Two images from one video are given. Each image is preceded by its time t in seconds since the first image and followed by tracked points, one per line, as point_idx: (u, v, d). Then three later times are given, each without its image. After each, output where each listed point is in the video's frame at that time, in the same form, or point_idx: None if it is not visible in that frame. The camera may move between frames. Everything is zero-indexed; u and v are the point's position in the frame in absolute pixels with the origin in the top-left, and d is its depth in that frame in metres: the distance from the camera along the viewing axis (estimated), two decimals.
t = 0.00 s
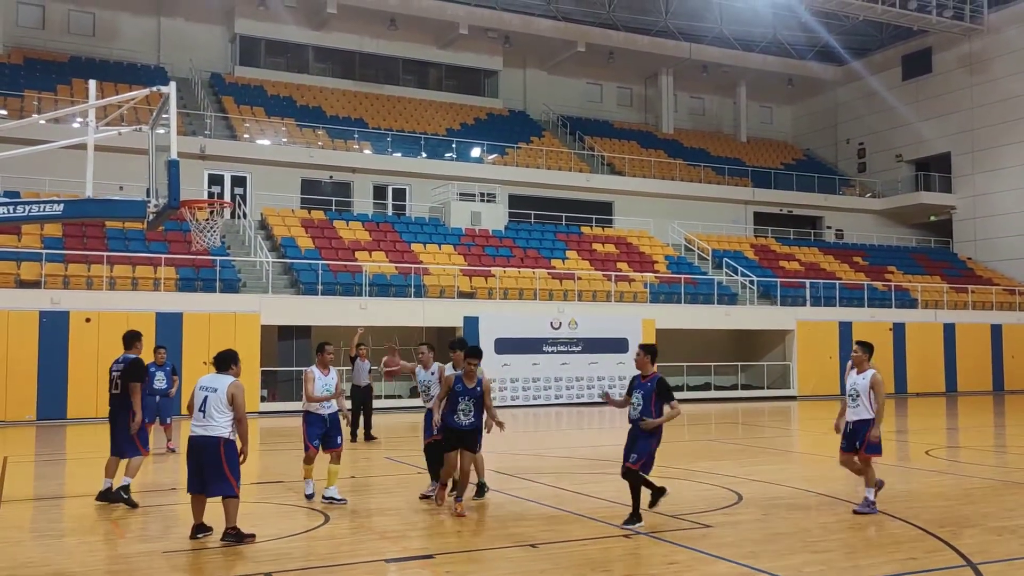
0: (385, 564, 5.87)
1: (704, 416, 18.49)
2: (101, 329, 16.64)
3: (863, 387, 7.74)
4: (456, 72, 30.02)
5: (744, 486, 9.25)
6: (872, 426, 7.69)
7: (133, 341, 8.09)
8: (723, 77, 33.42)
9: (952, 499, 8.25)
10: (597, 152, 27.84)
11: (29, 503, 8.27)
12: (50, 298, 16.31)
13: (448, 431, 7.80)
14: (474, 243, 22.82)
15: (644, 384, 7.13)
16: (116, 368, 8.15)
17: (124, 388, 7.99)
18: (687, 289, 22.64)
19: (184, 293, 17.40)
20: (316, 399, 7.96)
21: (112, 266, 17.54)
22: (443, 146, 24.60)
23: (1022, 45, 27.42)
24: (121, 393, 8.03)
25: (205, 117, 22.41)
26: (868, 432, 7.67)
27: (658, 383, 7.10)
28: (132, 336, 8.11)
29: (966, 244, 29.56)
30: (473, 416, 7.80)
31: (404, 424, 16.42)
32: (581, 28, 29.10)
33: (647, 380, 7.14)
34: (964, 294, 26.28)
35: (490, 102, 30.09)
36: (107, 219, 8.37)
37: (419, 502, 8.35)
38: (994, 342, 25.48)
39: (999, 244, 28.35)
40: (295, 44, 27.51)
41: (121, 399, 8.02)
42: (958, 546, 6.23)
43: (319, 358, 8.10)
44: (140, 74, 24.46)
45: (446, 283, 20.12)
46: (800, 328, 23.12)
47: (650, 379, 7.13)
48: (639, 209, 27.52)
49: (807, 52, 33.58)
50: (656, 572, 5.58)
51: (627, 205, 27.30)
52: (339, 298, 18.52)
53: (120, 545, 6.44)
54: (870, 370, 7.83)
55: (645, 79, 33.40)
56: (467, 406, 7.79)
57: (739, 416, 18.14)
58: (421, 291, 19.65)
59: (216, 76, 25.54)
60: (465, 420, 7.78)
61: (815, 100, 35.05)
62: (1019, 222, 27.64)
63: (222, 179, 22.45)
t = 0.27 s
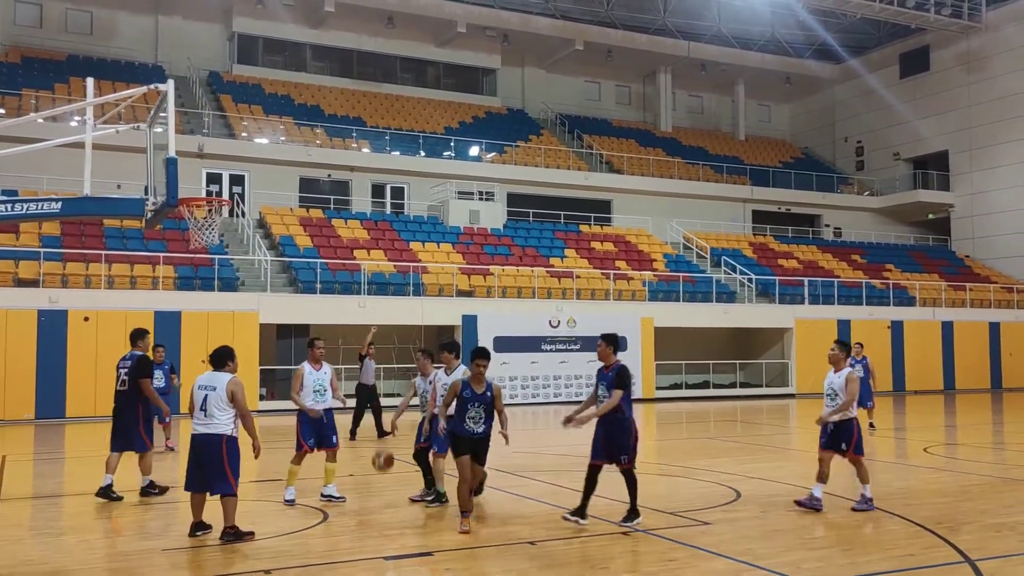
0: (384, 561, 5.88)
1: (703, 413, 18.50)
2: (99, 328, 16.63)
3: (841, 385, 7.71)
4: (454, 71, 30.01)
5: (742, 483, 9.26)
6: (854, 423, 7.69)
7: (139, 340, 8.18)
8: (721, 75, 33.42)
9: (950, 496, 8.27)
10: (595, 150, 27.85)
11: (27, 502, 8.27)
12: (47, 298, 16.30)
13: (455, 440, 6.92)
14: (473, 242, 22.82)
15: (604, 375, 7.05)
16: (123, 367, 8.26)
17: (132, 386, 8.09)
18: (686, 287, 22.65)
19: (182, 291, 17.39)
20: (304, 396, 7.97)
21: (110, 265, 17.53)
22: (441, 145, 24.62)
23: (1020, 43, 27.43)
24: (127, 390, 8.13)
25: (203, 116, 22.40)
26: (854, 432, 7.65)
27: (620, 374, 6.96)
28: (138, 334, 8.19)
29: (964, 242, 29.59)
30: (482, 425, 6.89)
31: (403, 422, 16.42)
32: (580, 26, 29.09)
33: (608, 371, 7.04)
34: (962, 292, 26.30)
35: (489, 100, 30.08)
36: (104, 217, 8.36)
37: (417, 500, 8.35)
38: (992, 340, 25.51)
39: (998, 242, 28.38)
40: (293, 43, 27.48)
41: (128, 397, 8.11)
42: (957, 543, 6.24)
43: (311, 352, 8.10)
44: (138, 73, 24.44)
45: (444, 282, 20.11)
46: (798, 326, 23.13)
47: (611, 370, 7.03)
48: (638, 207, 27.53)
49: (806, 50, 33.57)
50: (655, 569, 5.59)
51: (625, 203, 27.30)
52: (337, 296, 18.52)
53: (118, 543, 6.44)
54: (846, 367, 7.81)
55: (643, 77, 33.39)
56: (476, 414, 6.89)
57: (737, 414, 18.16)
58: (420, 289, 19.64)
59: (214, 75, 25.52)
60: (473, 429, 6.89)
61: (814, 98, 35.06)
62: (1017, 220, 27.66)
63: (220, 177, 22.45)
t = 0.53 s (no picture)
0: (381, 553, 5.90)
1: (699, 405, 18.55)
2: (94, 322, 16.60)
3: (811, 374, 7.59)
4: (450, 63, 29.95)
5: (738, 473, 9.29)
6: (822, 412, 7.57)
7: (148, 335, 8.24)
8: (716, 67, 33.41)
9: (945, 486, 8.31)
10: (591, 142, 27.84)
11: (24, 496, 8.27)
12: (42, 292, 16.25)
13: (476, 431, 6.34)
14: (469, 234, 22.81)
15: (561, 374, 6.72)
16: (134, 362, 8.21)
17: (146, 381, 8.13)
18: (681, 279, 22.68)
19: (178, 285, 17.36)
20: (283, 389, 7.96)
21: (105, 259, 17.49)
22: (437, 137, 24.60)
23: (1015, 34, 27.45)
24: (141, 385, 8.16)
25: (198, 109, 22.34)
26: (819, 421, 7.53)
27: (579, 374, 6.60)
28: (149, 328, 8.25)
29: (959, 233, 29.66)
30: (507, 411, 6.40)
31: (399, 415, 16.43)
32: (575, 18, 29.02)
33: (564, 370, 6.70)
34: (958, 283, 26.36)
35: (484, 93, 30.04)
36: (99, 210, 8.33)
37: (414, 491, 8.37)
38: (987, 330, 25.58)
39: (992, 233, 28.44)
40: (287, 35, 27.39)
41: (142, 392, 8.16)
42: (952, 532, 6.27)
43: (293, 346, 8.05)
44: (132, 66, 24.34)
45: (440, 274, 20.11)
46: (794, 317, 23.18)
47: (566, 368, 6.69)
48: (633, 199, 27.53)
49: (801, 42, 33.55)
50: (651, 559, 5.61)
51: (621, 195, 27.29)
52: (333, 289, 18.51)
53: (115, 536, 6.44)
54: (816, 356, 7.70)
55: (638, 69, 33.35)
56: (500, 400, 6.36)
57: (733, 405, 18.20)
58: (415, 282, 19.63)
59: (208, 68, 25.43)
60: (496, 418, 6.34)
61: (809, 90, 35.05)
62: (1012, 211, 27.71)
63: (215, 170, 22.39)
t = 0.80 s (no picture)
0: (382, 544, 5.93)
1: (698, 394, 18.58)
2: (93, 316, 16.61)
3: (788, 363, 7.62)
4: (447, 54, 29.87)
5: (737, 462, 9.32)
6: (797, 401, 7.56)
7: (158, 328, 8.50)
8: (714, 56, 33.32)
9: (943, 474, 8.34)
10: (589, 132, 27.79)
11: (25, 490, 8.30)
12: (41, 286, 16.25)
13: (498, 434, 5.83)
14: (467, 225, 22.80)
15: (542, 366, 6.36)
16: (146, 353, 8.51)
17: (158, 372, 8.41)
18: (680, 268, 22.69)
19: (176, 278, 17.36)
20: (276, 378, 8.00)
21: (104, 252, 17.49)
22: (435, 128, 24.63)
23: (1013, 20, 27.40)
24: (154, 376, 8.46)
25: (195, 102, 22.28)
26: (790, 409, 7.54)
27: (560, 365, 6.38)
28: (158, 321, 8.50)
29: (957, 220, 29.67)
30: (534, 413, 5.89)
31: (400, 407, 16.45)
32: (572, 7, 28.93)
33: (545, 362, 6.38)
34: (956, 270, 26.39)
35: (481, 83, 29.97)
36: (96, 204, 8.33)
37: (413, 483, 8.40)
38: (985, 317, 25.61)
39: (991, 220, 28.45)
40: (284, 27, 27.30)
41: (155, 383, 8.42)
42: (950, 519, 6.30)
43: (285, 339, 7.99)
44: (128, 59, 24.26)
45: (439, 266, 20.13)
46: (792, 306, 23.21)
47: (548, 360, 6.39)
48: (632, 188, 27.51)
49: (798, 30, 33.47)
50: (649, 548, 5.63)
51: (620, 185, 27.27)
52: (332, 281, 18.52)
53: (116, 529, 6.46)
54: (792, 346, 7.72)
55: (636, 58, 33.27)
56: (527, 401, 5.89)
57: (732, 394, 18.23)
58: (414, 273, 19.65)
59: (205, 60, 25.36)
60: (522, 420, 5.87)
61: (807, 78, 34.99)
62: (1010, 198, 27.71)
63: (212, 163, 22.37)
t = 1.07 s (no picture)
0: (384, 532, 5.95)
1: (698, 382, 18.61)
2: (93, 308, 16.62)
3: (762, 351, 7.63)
4: (444, 42, 29.76)
5: (738, 449, 9.35)
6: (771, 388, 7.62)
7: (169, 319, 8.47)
8: (712, 43, 33.20)
9: (942, 459, 8.36)
10: (588, 120, 27.72)
11: (28, 481, 8.32)
12: (40, 278, 16.24)
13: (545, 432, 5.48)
14: (466, 215, 22.77)
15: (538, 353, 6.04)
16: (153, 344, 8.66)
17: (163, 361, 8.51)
18: (679, 256, 22.70)
19: (175, 269, 17.36)
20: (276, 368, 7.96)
21: (102, 244, 17.47)
22: (433, 118, 24.56)
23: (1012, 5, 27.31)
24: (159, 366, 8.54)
25: (191, 92, 22.21)
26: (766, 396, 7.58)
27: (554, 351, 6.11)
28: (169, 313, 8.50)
29: (956, 206, 29.67)
30: (568, 409, 5.64)
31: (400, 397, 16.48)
32: None
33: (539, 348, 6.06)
34: (955, 256, 26.39)
35: (479, 72, 29.88)
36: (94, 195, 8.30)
37: (414, 472, 8.42)
38: (984, 303, 25.63)
39: (990, 205, 28.43)
40: (280, 16, 27.19)
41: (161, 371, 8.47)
42: (948, 503, 6.33)
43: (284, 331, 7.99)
44: (125, 50, 24.16)
45: (438, 256, 20.14)
46: (791, 293, 23.22)
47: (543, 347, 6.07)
48: (631, 177, 27.46)
49: (796, 16, 33.35)
50: (650, 534, 5.66)
51: (619, 173, 27.22)
52: (331, 271, 18.51)
53: (118, 520, 6.49)
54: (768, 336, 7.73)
55: (634, 45, 33.16)
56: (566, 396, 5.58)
57: (732, 382, 18.26)
58: (413, 263, 19.65)
59: (201, 51, 25.27)
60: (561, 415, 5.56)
61: (806, 65, 34.88)
62: (1010, 183, 27.68)
63: (210, 154, 22.31)
